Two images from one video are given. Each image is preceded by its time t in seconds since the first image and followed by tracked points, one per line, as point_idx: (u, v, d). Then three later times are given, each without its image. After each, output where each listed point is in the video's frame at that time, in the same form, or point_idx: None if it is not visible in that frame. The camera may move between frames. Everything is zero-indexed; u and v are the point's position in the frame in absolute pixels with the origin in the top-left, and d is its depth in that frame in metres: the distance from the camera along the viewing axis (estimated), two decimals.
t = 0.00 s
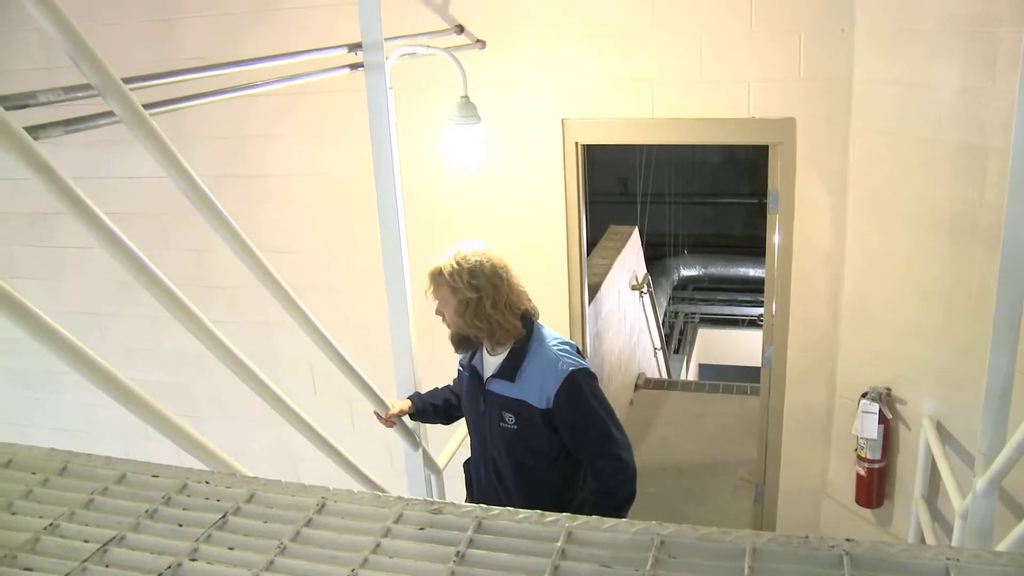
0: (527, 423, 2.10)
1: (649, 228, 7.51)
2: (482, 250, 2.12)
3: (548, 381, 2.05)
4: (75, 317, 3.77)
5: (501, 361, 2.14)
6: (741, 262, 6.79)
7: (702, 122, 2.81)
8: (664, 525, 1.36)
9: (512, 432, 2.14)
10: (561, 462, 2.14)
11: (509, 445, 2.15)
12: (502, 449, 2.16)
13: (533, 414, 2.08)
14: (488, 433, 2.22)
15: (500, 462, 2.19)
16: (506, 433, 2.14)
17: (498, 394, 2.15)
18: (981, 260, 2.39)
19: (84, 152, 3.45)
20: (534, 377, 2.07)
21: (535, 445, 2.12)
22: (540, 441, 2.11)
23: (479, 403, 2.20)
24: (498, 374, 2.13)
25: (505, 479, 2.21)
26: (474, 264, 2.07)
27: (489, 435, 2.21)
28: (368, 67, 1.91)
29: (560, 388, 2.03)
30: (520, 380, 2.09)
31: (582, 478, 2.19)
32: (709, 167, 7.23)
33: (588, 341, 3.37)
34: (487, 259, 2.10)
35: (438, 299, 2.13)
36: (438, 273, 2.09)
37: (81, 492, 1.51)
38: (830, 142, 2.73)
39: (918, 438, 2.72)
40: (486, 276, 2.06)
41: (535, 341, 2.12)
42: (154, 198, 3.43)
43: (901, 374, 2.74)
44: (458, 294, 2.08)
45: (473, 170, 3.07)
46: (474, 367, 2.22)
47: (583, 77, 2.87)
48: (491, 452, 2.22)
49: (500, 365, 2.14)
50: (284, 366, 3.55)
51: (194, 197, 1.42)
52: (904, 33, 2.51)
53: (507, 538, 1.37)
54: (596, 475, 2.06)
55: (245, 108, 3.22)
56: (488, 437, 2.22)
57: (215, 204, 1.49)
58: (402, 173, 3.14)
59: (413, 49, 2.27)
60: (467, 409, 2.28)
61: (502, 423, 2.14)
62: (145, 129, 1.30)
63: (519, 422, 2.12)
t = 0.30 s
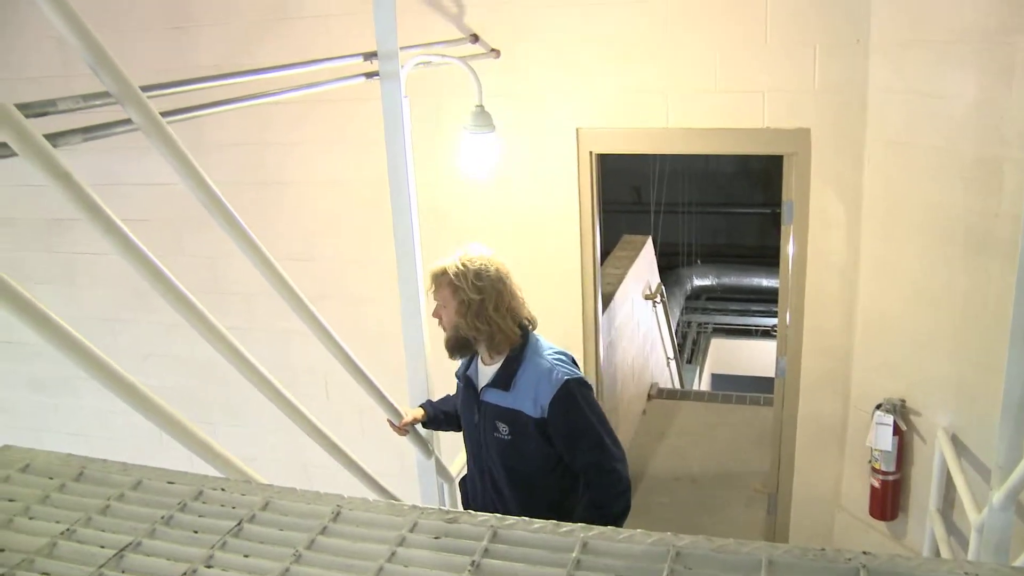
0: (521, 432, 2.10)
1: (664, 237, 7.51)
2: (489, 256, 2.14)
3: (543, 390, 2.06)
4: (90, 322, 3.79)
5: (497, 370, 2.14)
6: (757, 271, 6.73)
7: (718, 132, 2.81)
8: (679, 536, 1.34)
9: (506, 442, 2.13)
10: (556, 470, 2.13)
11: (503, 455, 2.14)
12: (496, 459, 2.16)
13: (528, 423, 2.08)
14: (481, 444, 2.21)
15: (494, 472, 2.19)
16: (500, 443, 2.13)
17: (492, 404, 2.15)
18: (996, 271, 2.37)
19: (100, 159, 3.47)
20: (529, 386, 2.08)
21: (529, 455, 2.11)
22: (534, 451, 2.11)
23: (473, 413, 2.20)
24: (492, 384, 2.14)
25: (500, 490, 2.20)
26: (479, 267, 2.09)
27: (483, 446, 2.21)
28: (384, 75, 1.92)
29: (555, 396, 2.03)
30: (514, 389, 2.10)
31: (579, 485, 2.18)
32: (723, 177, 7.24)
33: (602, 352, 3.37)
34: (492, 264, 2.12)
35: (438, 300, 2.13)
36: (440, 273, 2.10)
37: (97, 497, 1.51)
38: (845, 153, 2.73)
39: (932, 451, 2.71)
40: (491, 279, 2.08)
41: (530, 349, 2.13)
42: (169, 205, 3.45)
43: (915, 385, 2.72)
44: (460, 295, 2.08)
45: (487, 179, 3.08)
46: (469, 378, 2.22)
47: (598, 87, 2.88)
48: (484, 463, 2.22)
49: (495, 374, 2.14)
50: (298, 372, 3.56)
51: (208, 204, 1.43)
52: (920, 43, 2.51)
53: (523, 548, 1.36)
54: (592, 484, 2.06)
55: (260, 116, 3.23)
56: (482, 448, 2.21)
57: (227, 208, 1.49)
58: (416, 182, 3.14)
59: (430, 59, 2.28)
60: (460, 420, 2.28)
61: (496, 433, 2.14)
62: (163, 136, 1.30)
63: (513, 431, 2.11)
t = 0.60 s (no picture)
0: (515, 411, 2.09)
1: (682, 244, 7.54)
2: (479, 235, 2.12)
3: (538, 365, 2.06)
4: (110, 329, 3.82)
5: (485, 351, 2.13)
6: (774, 279, 6.73)
7: (735, 139, 2.81)
8: (701, 544, 1.33)
9: (498, 423, 2.11)
10: (549, 449, 2.13)
11: (497, 436, 2.12)
12: (488, 441, 2.14)
13: (522, 401, 2.08)
14: (470, 427, 2.19)
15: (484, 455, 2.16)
16: (493, 423, 2.11)
17: (484, 383, 2.13)
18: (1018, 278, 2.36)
19: (121, 167, 3.51)
20: (525, 363, 2.08)
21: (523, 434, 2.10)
22: (528, 430, 2.10)
23: (462, 396, 2.18)
24: (484, 363, 2.13)
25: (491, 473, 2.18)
26: (472, 246, 2.07)
27: (472, 430, 2.18)
28: (402, 82, 1.95)
29: (553, 370, 2.05)
30: (508, 367, 2.09)
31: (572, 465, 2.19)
32: (741, 183, 7.22)
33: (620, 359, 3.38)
34: (484, 242, 2.10)
35: (427, 280, 2.09)
36: (431, 252, 2.06)
37: (120, 502, 1.52)
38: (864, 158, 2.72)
39: (953, 458, 2.68)
40: (484, 258, 2.07)
41: (520, 327, 2.13)
42: (189, 211, 3.48)
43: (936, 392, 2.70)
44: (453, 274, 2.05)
45: (504, 186, 3.08)
46: (455, 361, 2.20)
47: (615, 94, 2.89)
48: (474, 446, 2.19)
49: (484, 354, 2.13)
50: (317, 379, 3.57)
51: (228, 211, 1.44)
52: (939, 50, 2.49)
53: (544, 554, 1.35)
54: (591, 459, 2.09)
55: (279, 124, 3.26)
56: (472, 431, 2.19)
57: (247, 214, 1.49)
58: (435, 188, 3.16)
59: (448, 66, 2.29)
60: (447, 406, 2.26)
61: (487, 414, 2.12)
62: (185, 144, 1.30)
63: (506, 411, 2.10)
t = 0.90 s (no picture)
0: (551, 394, 1.99)
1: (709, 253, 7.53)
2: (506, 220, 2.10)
3: (574, 346, 1.98)
4: (142, 336, 3.87)
5: (514, 334, 2.01)
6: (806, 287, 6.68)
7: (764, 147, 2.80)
8: (732, 556, 1.28)
9: (532, 408, 2.01)
10: (578, 432, 2.08)
11: (529, 422, 2.02)
12: (519, 427, 2.02)
13: (560, 383, 1.98)
14: (494, 416, 2.05)
15: (512, 444, 2.04)
16: (526, 409, 2.00)
17: (514, 368, 2.01)
18: None
19: (152, 176, 3.55)
20: (561, 344, 1.98)
21: (557, 418, 2.01)
22: (562, 414, 2.02)
23: (486, 383, 2.05)
24: (513, 346, 2.01)
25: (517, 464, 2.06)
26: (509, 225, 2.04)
27: (498, 419, 2.04)
28: (430, 91, 1.95)
29: (592, 349, 1.98)
30: (544, 348, 1.99)
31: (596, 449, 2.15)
32: (768, 192, 7.20)
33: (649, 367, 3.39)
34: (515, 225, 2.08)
35: (464, 259, 1.99)
36: (469, 229, 1.99)
37: (153, 509, 1.44)
38: (894, 166, 2.69)
39: (987, 470, 2.64)
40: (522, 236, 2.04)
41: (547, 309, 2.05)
42: (219, 220, 3.51)
43: (968, 403, 2.66)
44: (494, 251, 1.99)
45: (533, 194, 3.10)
46: (474, 347, 2.06)
47: (643, 103, 2.89)
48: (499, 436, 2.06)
49: (512, 338, 2.01)
50: (346, 388, 3.59)
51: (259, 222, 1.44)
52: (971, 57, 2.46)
53: (576, 566, 1.29)
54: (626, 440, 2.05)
55: (307, 133, 3.28)
56: (496, 420, 2.05)
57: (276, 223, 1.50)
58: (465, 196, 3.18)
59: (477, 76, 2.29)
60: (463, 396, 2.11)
61: (520, 400, 2.01)
62: (215, 153, 1.30)
63: (541, 395, 2.00)
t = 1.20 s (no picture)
0: (588, 410, 1.96)
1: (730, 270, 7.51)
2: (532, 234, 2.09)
3: (609, 362, 1.98)
4: (165, 347, 3.90)
5: (548, 353, 1.96)
6: (829, 305, 6.63)
7: (787, 165, 2.80)
8: None
9: (568, 426, 1.96)
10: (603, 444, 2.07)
11: (565, 440, 1.97)
12: (555, 446, 1.97)
13: (597, 400, 1.96)
14: (527, 437, 1.97)
15: (546, 463, 1.98)
16: (563, 427, 1.96)
17: (549, 387, 1.96)
18: None
19: (176, 187, 3.58)
20: (597, 360, 1.97)
21: (591, 433, 1.99)
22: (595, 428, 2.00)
23: (518, 403, 1.97)
24: (548, 365, 1.96)
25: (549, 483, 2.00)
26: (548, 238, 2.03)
27: (532, 440, 1.97)
28: (455, 107, 1.97)
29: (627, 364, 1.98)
30: (581, 365, 1.96)
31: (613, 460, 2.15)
32: (791, 209, 7.23)
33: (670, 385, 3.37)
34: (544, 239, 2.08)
35: (517, 271, 1.94)
36: (522, 241, 1.96)
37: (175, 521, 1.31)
38: (918, 186, 2.68)
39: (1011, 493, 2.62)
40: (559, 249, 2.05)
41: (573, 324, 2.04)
42: (243, 232, 3.54)
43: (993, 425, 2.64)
44: (544, 263, 1.97)
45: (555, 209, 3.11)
46: (503, 367, 1.97)
47: (665, 119, 2.89)
48: (532, 457, 1.98)
49: (547, 357, 1.96)
50: (366, 402, 3.61)
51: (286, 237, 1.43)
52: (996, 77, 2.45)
53: None
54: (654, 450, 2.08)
55: (330, 146, 3.31)
56: (529, 441, 1.97)
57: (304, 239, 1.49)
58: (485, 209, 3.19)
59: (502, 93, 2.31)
60: (485, 421, 1.99)
61: (558, 418, 1.95)
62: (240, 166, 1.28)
63: (578, 413, 1.96)
